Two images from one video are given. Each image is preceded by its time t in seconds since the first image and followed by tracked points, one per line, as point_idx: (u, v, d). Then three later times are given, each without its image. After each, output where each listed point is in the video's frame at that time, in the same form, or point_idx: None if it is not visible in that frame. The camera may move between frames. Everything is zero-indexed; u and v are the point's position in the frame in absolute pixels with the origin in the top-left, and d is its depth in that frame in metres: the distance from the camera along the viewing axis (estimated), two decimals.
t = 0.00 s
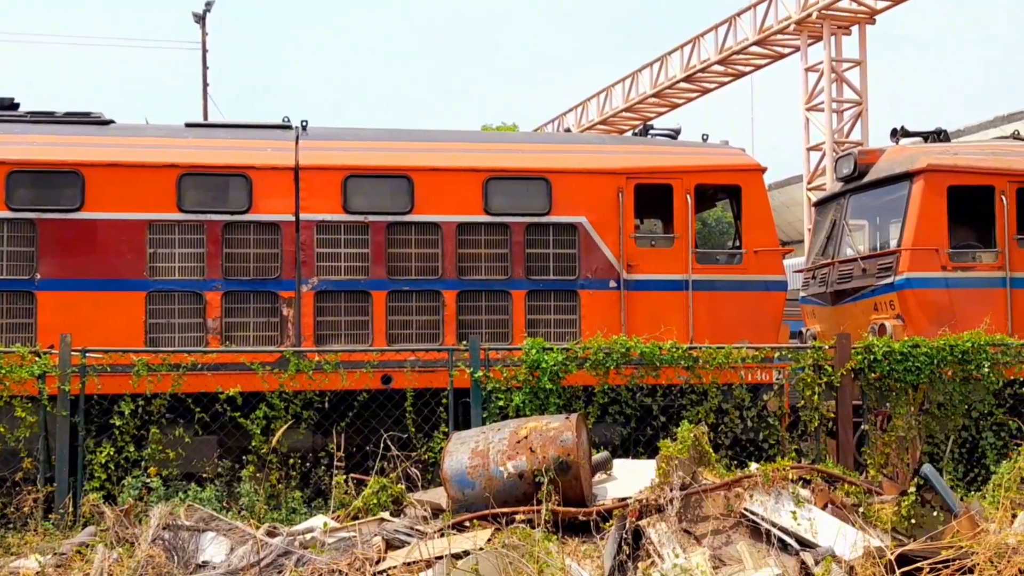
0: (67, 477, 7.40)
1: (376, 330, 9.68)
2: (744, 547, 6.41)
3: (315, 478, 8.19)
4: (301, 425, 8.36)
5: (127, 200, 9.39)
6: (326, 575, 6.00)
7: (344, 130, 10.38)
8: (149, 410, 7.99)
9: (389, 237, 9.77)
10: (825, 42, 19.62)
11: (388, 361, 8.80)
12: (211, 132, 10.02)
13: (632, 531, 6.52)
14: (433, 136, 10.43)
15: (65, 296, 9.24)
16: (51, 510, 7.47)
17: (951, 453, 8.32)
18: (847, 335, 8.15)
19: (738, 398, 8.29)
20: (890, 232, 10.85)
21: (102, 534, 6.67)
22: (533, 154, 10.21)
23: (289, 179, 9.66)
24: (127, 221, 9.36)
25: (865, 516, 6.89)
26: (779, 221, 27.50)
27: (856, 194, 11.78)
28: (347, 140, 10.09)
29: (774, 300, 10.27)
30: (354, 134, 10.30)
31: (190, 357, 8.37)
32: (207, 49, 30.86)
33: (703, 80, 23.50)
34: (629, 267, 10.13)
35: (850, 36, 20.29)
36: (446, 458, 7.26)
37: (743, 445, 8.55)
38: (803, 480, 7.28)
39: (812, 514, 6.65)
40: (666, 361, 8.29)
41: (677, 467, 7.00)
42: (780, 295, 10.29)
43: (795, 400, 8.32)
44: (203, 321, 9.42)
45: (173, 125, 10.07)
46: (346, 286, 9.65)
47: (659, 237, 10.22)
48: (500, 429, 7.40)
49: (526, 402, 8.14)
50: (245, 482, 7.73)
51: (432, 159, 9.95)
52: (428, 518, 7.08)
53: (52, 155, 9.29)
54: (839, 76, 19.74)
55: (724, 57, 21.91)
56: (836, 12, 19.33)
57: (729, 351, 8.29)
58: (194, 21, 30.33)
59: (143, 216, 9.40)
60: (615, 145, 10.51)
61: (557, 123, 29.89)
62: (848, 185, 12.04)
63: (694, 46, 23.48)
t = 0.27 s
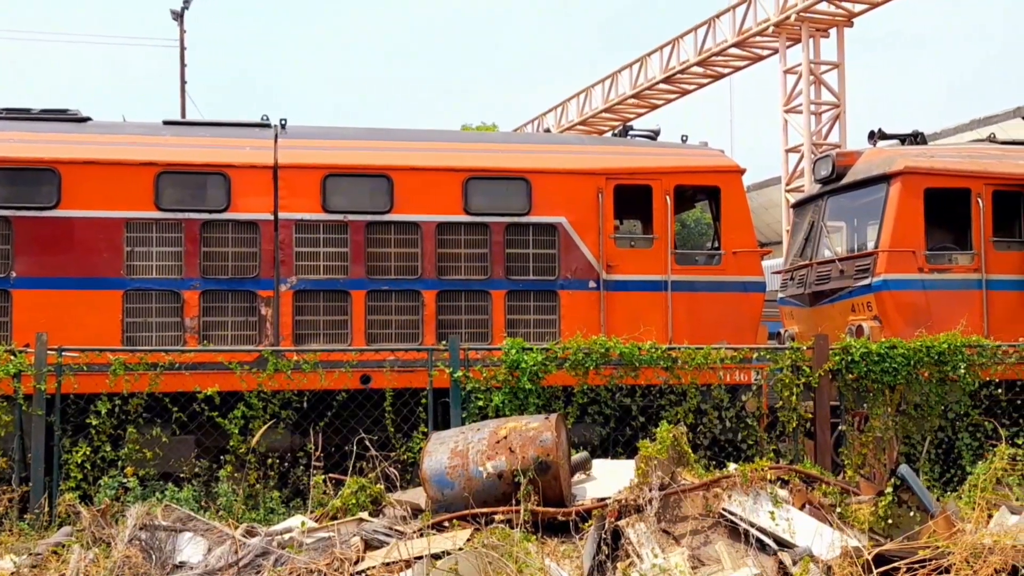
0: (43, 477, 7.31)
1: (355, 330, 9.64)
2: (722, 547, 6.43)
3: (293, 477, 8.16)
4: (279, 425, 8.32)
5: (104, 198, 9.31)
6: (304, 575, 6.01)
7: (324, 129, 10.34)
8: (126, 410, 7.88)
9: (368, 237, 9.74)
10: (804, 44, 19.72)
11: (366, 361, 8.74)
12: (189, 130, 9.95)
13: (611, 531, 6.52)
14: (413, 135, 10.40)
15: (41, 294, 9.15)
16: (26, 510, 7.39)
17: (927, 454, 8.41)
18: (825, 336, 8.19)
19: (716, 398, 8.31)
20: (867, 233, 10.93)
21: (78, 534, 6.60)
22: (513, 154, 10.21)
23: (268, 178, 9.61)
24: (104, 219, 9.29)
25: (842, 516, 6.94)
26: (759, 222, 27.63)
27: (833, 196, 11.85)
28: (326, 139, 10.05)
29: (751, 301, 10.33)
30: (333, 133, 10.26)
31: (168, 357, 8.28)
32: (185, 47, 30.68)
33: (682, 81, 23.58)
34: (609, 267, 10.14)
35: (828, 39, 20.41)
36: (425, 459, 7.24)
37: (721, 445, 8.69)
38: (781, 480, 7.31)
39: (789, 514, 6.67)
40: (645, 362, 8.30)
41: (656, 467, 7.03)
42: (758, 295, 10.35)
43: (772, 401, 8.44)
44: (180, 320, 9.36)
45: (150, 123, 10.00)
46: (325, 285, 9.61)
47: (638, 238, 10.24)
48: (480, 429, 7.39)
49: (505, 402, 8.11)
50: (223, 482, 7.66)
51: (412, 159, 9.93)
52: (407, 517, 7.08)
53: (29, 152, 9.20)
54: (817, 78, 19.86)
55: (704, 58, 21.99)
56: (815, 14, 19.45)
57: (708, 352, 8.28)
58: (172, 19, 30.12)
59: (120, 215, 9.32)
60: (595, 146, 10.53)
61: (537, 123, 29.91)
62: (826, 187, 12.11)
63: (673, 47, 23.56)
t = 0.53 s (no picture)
0: (24, 476, 7.26)
1: (338, 330, 9.61)
2: (704, 547, 6.45)
3: (276, 477, 8.12)
4: (262, 424, 8.28)
5: (86, 196, 9.25)
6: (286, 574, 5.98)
7: (307, 128, 10.31)
8: (108, 409, 7.85)
9: (351, 237, 9.72)
10: (787, 46, 19.81)
11: (350, 360, 8.72)
12: (172, 129, 9.90)
13: (593, 531, 6.53)
14: (397, 135, 10.39)
15: (22, 293, 9.08)
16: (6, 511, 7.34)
17: (908, 454, 8.43)
18: (807, 337, 8.24)
19: (699, 399, 8.34)
20: (850, 235, 10.99)
21: (59, 534, 6.56)
22: (497, 154, 10.20)
23: (251, 177, 9.57)
24: (86, 218, 9.23)
25: (824, 516, 6.99)
26: (741, 223, 27.74)
27: (816, 197, 11.90)
28: (310, 138, 10.02)
29: (736, 302, 10.34)
30: (317, 132, 10.23)
31: (150, 356, 8.24)
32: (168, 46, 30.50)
33: (666, 83, 23.64)
34: (592, 267, 10.16)
35: (811, 41, 20.50)
36: (408, 459, 7.22)
37: (704, 445, 8.69)
38: (763, 480, 7.35)
39: (771, 514, 6.70)
40: (629, 362, 8.32)
41: (639, 467, 7.06)
42: (742, 296, 10.37)
43: (755, 401, 8.45)
44: (163, 320, 9.31)
45: (133, 122, 9.94)
46: (308, 285, 9.58)
47: (621, 238, 10.25)
48: (463, 429, 7.38)
49: (488, 402, 8.14)
50: (205, 482, 7.63)
51: (396, 158, 9.91)
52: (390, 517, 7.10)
53: (10, 151, 9.14)
54: (800, 80, 19.94)
55: (688, 59, 22.05)
56: (798, 16, 19.54)
57: (691, 352, 8.32)
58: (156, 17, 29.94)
59: (102, 213, 9.26)
60: (579, 147, 10.54)
61: (521, 123, 29.90)
62: (808, 189, 12.17)
63: (657, 48, 23.62)
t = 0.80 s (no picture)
0: None
1: (317, 329, 9.58)
2: (683, 546, 6.48)
3: (255, 477, 8.08)
4: (241, 424, 8.15)
5: (63, 195, 9.17)
6: (265, 573, 5.99)
7: (287, 127, 10.27)
8: (85, 409, 7.80)
9: (331, 236, 9.69)
10: (765, 48, 19.91)
11: (329, 360, 8.70)
12: (151, 128, 9.84)
13: (573, 531, 6.53)
14: (377, 135, 10.37)
15: None
16: None
17: (887, 454, 8.44)
18: (786, 337, 8.29)
19: (679, 399, 8.32)
20: (828, 236, 11.07)
21: (35, 534, 6.50)
22: (477, 154, 10.20)
23: (230, 177, 9.52)
24: (63, 217, 9.15)
25: (801, 516, 7.04)
26: (720, 224, 27.86)
27: (795, 199, 11.96)
28: (290, 137, 9.99)
29: (714, 303, 10.39)
30: (297, 131, 10.19)
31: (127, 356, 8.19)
32: (147, 45, 30.31)
33: (646, 84, 23.72)
34: (572, 268, 10.17)
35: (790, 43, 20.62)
36: (388, 458, 7.21)
37: (683, 445, 8.76)
38: (742, 480, 7.38)
39: (750, 514, 6.72)
40: (608, 362, 8.34)
41: (618, 467, 7.08)
42: (721, 297, 10.42)
43: (734, 402, 8.46)
44: (141, 319, 9.25)
45: (111, 120, 9.87)
46: (287, 285, 9.54)
47: (601, 239, 10.28)
48: (443, 429, 7.38)
49: (468, 403, 8.11)
50: (183, 482, 7.59)
51: (376, 158, 9.89)
52: (370, 516, 7.16)
53: None
54: (779, 82, 20.05)
55: (667, 61, 22.13)
56: (777, 18, 19.65)
57: (671, 353, 8.32)
58: (134, 15, 29.75)
59: (79, 212, 9.19)
60: (559, 148, 10.55)
61: (501, 123, 29.91)
62: (787, 190, 12.24)
63: (637, 49, 23.69)
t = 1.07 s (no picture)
0: None
1: (297, 329, 9.55)
2: (662, 546, 6.51)
3: (233, 478, 8.03)
4: (220, 424, 8.16)
5: (41, 193, 9.10)
6: (244, 574, 5.99)
7: (267, 126, 10.22)
8: (63, 409, 7.72)
9: (311, 235, 9.65)
10: (745, 49, 20.00)
11: (309, 359, 8.72)
12: (129, 126, 9.78)
13: (553, 531, 6.56)
14: (358, 134, 10.34)
15: None
16: None
17: (863, 453, 8.58)
18: (764, 338, 8.34)
19: (658, 399, 8.38)
20: (807, 237, 11.13)
21: (11, 535, 6.44)
22: (458, 154, 10.20)
23: (210, 175, 9.48)
24: (41, 215, 9.07)
25: (779, 516, 7.08)
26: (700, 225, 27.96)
27: (774, 200, 12.02)
28: (270, 136, 9.95)
29: (693, 303, 10.43)
30: (277, 130, 10.15)
31: (105, 355, 8.14)
32: (125, 42, 30.11)
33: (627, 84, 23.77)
34: (552, 268, 10.19)
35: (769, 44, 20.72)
36: (368, 458, 7.19)
37: (662, 445, 8.74)
38: (720, 479, 7.42)
39: (729, 513, 6.74)
40: (588, 362, 8.36)
41: (598, 467, 7.10)
42: (700, 298, 10.46)
43: (713, 401, 8.50)
44: (119, 318, 9.19)
45: (90, 118, 9.80)
46: (267, 284, 9.51)
47: (581, 239, 10.30)
48: (423, 428, 7.37)
49: (448, 402, 8.13)
50: (162, 482, 7.54)
51: (356, 157, 9.86)
52: (349, 516, 7.06)
53: None
54: (759, 83, 20.15)
55: (648, 61, 22.19)
56: (757, 20, 19.75)
57: (651, 353, 8.39)
58: (112, 12, 29.52)
59: (57, 211, 9.11)
60: (540, 147, 10.56)
61: (482, 123, 29.90)
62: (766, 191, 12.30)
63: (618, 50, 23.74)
